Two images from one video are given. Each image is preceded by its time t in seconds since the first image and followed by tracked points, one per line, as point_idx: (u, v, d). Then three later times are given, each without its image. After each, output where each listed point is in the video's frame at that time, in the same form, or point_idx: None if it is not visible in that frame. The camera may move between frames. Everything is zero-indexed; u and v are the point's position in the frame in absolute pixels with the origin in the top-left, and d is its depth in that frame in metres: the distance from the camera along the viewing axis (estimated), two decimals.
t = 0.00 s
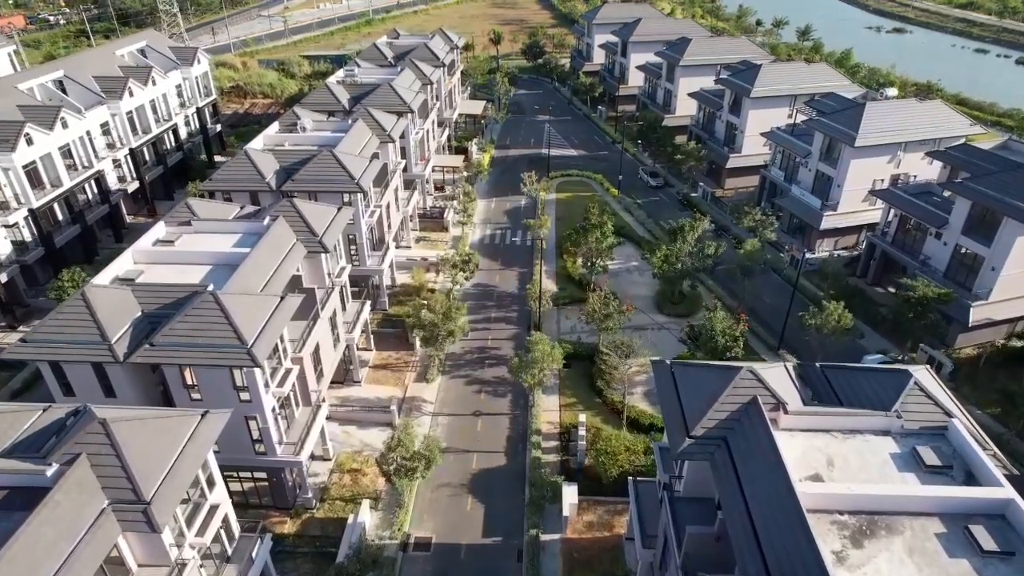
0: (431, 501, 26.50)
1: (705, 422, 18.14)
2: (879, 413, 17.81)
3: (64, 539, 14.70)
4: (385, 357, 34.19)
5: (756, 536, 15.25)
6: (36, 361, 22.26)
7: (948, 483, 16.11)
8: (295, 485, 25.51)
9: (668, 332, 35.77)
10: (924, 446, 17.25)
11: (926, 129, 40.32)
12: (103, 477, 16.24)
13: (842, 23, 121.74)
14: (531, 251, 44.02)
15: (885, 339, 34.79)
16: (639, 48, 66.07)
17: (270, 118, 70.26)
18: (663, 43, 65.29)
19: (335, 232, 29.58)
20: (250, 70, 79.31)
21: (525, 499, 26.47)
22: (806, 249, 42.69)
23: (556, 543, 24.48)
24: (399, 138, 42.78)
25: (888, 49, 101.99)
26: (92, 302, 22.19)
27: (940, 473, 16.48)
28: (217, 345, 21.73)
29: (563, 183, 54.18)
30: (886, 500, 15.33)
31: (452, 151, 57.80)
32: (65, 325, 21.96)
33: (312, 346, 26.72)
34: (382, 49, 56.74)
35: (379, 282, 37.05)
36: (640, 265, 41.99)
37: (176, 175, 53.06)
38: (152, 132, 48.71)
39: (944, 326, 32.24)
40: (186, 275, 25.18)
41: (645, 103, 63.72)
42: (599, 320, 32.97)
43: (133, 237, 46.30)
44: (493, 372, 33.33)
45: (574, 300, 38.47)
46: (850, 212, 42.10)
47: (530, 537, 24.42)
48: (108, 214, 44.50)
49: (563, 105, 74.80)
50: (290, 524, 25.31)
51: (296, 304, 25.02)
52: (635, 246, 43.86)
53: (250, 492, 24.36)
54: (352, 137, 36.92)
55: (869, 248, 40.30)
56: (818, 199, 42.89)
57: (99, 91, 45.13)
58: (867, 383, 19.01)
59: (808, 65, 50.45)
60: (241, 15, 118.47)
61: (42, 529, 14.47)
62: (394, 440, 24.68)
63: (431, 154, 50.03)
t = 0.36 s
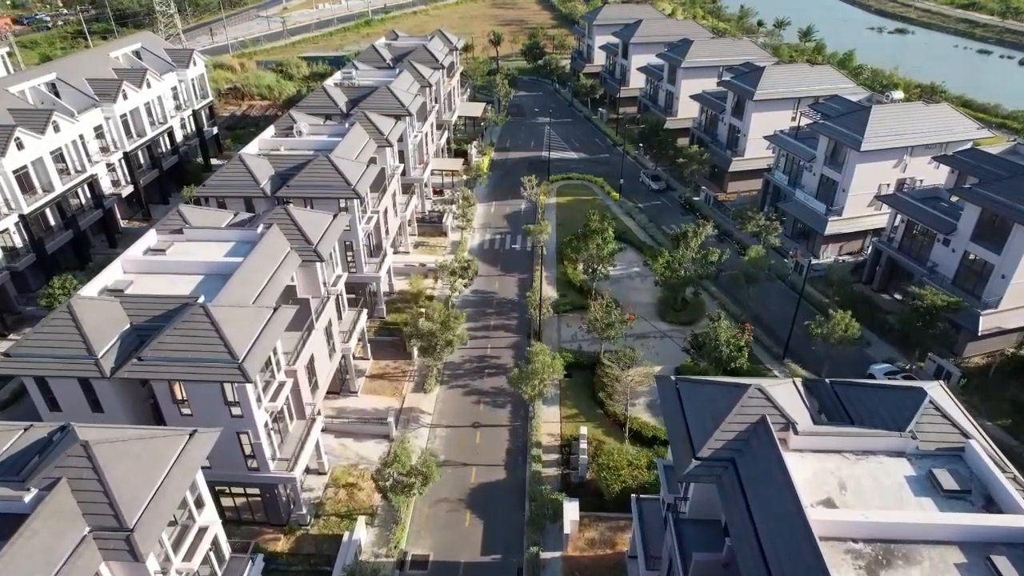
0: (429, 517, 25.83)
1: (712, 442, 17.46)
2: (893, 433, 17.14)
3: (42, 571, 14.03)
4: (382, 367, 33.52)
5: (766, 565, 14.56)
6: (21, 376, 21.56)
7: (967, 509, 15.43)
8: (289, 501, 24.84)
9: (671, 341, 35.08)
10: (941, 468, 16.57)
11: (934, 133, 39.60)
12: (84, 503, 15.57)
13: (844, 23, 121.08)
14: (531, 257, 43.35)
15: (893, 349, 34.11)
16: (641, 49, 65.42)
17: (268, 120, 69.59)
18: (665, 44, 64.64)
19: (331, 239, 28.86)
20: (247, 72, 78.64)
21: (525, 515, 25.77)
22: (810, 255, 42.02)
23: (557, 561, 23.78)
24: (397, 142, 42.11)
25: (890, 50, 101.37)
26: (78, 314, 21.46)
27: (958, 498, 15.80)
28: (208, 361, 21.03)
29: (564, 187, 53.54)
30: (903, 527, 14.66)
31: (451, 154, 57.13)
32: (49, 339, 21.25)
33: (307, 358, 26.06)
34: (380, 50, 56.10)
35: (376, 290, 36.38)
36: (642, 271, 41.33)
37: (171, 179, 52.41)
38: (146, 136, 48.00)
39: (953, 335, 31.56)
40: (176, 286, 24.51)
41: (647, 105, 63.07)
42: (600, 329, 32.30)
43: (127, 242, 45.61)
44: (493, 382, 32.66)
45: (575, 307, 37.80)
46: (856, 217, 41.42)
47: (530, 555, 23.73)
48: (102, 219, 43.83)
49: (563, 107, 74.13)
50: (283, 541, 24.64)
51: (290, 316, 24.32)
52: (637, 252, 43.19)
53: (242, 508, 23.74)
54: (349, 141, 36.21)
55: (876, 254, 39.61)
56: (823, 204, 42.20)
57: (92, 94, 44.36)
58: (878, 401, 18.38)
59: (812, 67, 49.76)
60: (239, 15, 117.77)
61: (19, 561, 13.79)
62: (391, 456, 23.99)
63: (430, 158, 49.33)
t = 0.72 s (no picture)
0: (426, 533, 25.16)
1: (720, 465, 16.77)
2: (908, 455, 16.46)
3: None
4: (380, 376, 32.84)
5: None
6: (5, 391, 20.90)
7: (987, 538, 14.76)
8: (283, 518, 24.18)
9: (674, 350, 34.41)
10: (959, 493, 15.90)
11: (941, 137, 38.91)
12: (64, 531, 14.90)
13: (845, 23, 120.62)
14: (532, 263, 42.68)
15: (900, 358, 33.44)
16: (642, 51, 64.73)
17: (265, 122, 68.95)
18: (666, 46, 63.95)
19: (326, 247, 28.15)
20: (245, 73, 77.98)
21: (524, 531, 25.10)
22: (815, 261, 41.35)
23: None
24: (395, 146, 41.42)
25: (892, 51, 100.71)
26: (63, 328, 20.78)
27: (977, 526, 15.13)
28: (197, 377, 20.36)
29: (564, 191, 52.88)
30: (921, 559, 13.98)
31: (450, 157, 56.45)
32: (33, 354, 20.56)
33: (301, 370, 25.39)
34: (379, 52, 55.43)
35: (373, 297, 35.71)
36: (644, 277, 40.67)
37: (167, 183, 51.77)
38: (141, 139, 47.34)
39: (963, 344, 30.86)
40: (166, 298, 23.83)
41: (648, 107, 62.40)
42: (601, 338, 31.64)
43: (120, 247, 44.93)
44: (492, 392, 31.99)
45: (575, 315, 37.15)
46: (861, 222, 40.74)
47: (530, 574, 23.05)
48: (95, 224, 43.15)
49: (564, 109, 73.46)
50: (277, 559, 23.98)
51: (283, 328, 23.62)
52: (639, 258, 42.54)
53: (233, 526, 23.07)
54: (345, 146, 35.50)
55: (882, 260, 38.93)
56: (827, 209, 41.51)
57: (86, 98, 43.67)
58: (892, 420, 17.70)
59: (816, 70, 49.07)
60: (238, 16, 117.11)
61: None
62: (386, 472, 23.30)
63: (428, 162, 48.65)
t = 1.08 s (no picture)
0: (424, 551, 24.46)
1: (727, 490, 16.10)
2: (925, 480, 15.78)
3: None
4: (377, 387, 32.17)
5: None
6: None
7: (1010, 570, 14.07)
8: (276, 536, 23.49)
9: (676, 359, 33.73)
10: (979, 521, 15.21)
11: (948, 141, 38.21)
12: (39, 563, 14.25)
13: (846, 24, 119.65)
14: (532, 269, 41.99)
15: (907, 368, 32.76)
16: (644, 52, 64.00)
17: (263, 125, 68.30)
18: (667, 48, 63.26)
19: (321, 256, 27.44)
20: (243, 75, 77.32)
21: (524, 549, 24.42)
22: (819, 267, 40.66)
23: None
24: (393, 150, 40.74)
25: (894, 52, 100.02)
26: (47, 343, 20.10)
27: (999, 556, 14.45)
28: (186, 394, 19.68)
29: (564, 195, 52.23)
30: None
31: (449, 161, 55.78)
32: (15, 370, 19.87)
33: (295, 383, 24.72)
34: (377, 54, 54.77)
35: (371, 306, 35.03)
36: (645, 284, 40.01)
37: (162, 187, 51.11)
38: (136, 143, 46.66)
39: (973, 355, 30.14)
40: (156, 311, 23.16)
41: (649, 110, 61.71)
42: (603, 348, 30.96)
43: (114, 253, 44.27)
44: (491, 404, 31.30)
45: (576, 323, 36.47)
46: (867, 228, 40.04)
47: None
48: (88, 229, 42.48)
49: (564, 111, 72.79)
50: None
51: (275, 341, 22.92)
52: (640, 264, 41.88)
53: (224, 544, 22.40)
54: (342, 151, 34.81)
55: (888, 267, 38.24)
56: (832, 215, 40.81)
57: (79, 101, 42.97)
58: (906, 442, 17.03)
59: (820, 72, 48.37)
60: (237, 16, 116.48)
61: None
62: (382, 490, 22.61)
63: (427, 166, 47.98)
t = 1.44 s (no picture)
0: (421, 567, 23.85)
1: (735, 513, 15.47)
2: (942, 504, 15.15)
3: None
4: (374, 396, 31.56)
5: None
6: None
7: None
8: (269, 552, 22.88)
9: (679, 368, 33.11)
10: (999, 548, 14.59)
11: (954, 144, 37.57)
12: None
13: (848, 25, 119.03)
14: (532, 274, 41.40)
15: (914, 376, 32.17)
16: (645, 53, 63.38)
17: (260, 127, 67.70)
18: (668, 49, 62.63)
19: (316, 264, 26.81)
20: (241, 76, 76.72)
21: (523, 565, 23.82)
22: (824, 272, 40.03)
23: None
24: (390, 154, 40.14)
25: (896, 52, 99.41)
26: (31, 356, 19.49)
27: None
28: (174, 410, 19.06)
29: (565, 198, 51.63)
30: None
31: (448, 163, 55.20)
32: None
33: (289, 395, 24.08)
34: (376, 56, 54.16)
35: (368, 313, 34.42)
36: (647, 290, 39.39)
37: (158, 190, 50.51)
38: (130, 146, 46.03)
39: (983, 364, 29.50)
40: (146, 322, 22.54)
41: (650, 112, 61.09)
42: (604, 357, 30.32)
43: (108, 257, 43.65)
44: (490, 413, 30.68)
45: (577, 330, 35.85)
46: (872, 233, 39.41)
47: None
48: (81, 234, 41.84)
49: (564, 113, 72.16)
50: None
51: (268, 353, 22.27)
52: (642, 270, 41.28)
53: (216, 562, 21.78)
54: (338, 155, 34.18)
55: (894, 273, 37.62)
56: (837, 219, 40.19)
57: (72, 104, 42.32)
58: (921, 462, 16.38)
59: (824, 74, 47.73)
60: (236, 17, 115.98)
61: None
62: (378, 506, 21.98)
63: (425, 169, 47.35)
